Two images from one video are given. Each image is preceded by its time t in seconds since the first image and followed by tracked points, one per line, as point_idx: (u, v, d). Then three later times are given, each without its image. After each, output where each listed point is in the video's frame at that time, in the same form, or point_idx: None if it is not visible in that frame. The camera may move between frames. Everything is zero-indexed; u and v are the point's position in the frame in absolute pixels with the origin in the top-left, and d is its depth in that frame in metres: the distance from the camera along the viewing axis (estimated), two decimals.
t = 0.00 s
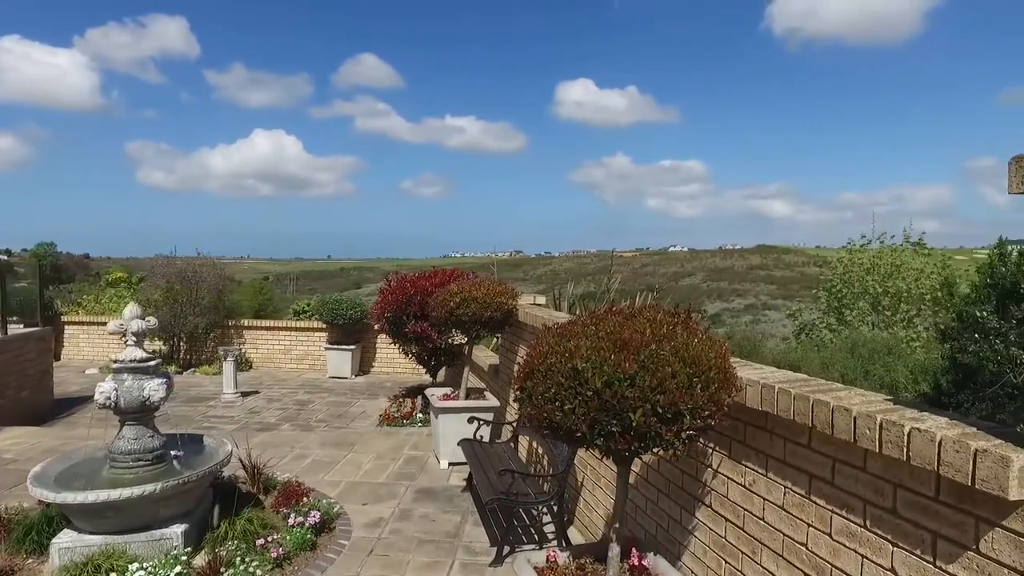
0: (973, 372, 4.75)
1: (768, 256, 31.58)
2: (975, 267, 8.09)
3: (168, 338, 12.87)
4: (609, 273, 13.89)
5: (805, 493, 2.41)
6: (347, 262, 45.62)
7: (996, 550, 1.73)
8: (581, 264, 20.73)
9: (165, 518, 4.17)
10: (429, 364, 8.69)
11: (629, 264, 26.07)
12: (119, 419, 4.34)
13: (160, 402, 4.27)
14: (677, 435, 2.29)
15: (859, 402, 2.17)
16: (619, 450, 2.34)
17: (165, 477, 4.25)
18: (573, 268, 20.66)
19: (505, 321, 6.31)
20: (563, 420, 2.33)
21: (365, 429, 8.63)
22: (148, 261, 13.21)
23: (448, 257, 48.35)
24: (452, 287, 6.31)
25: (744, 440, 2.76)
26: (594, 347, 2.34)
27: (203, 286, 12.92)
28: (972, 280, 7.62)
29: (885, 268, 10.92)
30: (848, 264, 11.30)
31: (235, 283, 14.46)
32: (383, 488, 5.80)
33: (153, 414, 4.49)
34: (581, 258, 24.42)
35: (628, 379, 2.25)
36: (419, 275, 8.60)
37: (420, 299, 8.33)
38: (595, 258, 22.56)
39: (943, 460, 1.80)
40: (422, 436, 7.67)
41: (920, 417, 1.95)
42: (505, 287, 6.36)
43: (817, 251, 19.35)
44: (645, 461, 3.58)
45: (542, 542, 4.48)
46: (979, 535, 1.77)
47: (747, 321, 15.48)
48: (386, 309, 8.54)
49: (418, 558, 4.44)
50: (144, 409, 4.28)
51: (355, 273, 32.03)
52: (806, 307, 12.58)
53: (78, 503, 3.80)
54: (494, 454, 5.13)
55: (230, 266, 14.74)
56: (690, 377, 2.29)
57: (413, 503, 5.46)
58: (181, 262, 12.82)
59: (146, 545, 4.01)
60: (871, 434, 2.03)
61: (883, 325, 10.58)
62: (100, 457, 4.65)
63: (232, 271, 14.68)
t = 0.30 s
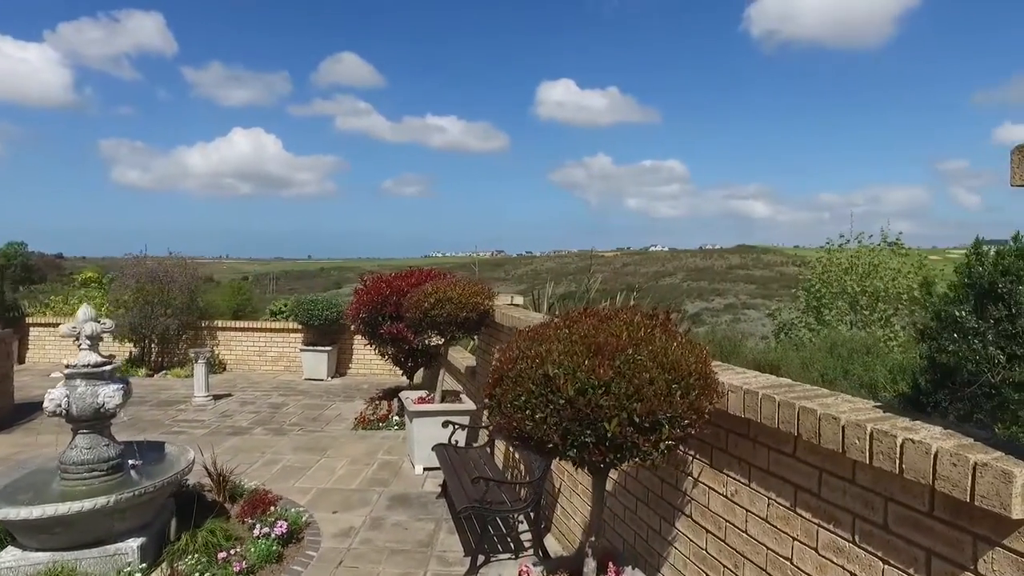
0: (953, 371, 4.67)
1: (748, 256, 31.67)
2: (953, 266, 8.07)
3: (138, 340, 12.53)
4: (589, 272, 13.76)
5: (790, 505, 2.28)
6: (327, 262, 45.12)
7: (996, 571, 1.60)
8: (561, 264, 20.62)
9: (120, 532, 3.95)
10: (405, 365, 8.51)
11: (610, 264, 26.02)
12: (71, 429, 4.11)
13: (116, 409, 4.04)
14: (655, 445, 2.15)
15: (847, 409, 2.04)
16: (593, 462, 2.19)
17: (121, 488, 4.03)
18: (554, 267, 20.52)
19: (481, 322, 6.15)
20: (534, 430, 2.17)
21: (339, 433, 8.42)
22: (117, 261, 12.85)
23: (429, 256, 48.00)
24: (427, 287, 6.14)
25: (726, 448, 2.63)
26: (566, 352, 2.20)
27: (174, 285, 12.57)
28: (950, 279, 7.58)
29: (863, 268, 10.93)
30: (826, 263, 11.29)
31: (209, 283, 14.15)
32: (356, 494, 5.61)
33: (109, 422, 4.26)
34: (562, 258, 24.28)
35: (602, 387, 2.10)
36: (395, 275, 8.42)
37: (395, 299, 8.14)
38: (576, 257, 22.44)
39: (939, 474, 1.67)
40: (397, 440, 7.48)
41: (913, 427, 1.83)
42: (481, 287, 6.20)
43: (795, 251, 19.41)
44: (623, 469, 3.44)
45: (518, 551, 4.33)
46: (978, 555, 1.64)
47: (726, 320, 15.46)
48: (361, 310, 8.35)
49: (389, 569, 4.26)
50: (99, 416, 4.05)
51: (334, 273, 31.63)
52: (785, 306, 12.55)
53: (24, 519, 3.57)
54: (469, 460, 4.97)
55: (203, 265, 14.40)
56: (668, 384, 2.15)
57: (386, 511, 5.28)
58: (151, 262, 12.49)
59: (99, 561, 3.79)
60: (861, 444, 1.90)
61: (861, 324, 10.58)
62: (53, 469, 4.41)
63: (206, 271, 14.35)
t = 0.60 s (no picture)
0: (930, 371, 4.59)
1: (728, 256, 31.75)
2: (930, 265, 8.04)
3: (108, 342, 12.21)
4: (570, 272, 13.65)
5: (771, 519, 2.17)
6: (306, 261, 44.63)
7: None
8: (542, 263, 20.51)
9: (72, 547, 3.75)
10: (382, 367, 8.34)
11: (591, 263, 25.97)
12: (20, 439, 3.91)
13: (68, 418, 3.85)
14: (629, 459, 2.02)
15: (831, 419, 1.93)
16: (564, 476, 2.06)
17: (72, 502, 3.84)
18: (535, 266, 20.38)
19: (456, 323, 6.02)
20: (501, 443, 2.04)
21: (314, 437, 8.23)
22: (86, 261, 12.51)
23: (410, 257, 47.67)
24: (400, 288, 5.99)
25: (704, 458, 2.51)
26: (535, 359, 2.06)
27: (145, 285, 12.22)
28: (928, 279, 7.55)
29: (842, 267, 10.92)
30: (806, 264, 11.28)
31: (182, 283, 13.85)
32: (327, 502, 5.44)
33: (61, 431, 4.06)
34: (543, 257, 24.16)
35: (573, 397, 1.97)
36: (371, 276, 8.25)
37: (371, 301, 7.98)
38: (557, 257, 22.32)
39: (928, 491, 1.56)
40: (372, 444, 7.32)
41: (901, 439, 1.72)
42: (456, 288, 6.06)
43: (774, 251, 19.47)
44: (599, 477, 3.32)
45: (492, 561, 4.19)
46: None
47: (706, 320, 15.45)
48: (336, 311, 8.18)
49: None
50: (49, 426, 3.86)
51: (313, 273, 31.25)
52: (764, 306, 12.53)
53: None
54: (443, 466, 4.83)
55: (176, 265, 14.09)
56: (643, 393, 2.03)
57: (358, 519, 5.13)
58: (121, 261, 12.18)
59: None
60: (846, 458, 1.79)
61: (839, 323, 10.55)
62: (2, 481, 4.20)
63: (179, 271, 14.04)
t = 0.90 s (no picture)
0: (909, 372, 4.47)
1: (708, 256, 31.85)
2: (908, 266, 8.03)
3: (76, 345, 11.89)
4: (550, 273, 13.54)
5: (752, 534, 2.05)
6: (285, 261, 44.12)
7: None
8: (522, 263, 20.39)
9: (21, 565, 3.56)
10: (359, 370, 8.17)
11: (572, 263, 25.89)
12: None
13: (16, 427, 3.66)
14: (603, 472, 1.90)
15: (816, 429, 1.83)
16: (534, 492, 1.93)
17: (21, 517, 3.64)
18: (516, 266, 20.26)
19: (430, 326, 5.88)
20: (466, 457, 1.91)
21: (287, 442, 8.04)
22: (53, 261, 12.17)
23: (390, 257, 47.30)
24: (374, 289, 5.84)
25: (683, 468, 2.39)
26: (503, 367, 1.94)
27: (114, 286, 11.89)
28: (906, 279, 7.53)
29: (820, 267, 10.91)
30: (785, 263, 11.27)
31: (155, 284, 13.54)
32: (297, 510, 5.27)
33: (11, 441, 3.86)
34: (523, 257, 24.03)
35: (542, 408, 1.85)
36: (347, 277, 8.08)
37: (346, 302, 7.81)
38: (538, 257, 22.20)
39: (921, 510, 1.45)
40: (346, 449, 7.15)
41: (890, 452, 1.61)
42: (431, 289, 5.92)
43: (754, 250, 19.53)
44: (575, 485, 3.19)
45: (466, 571, 4.06)
46: None
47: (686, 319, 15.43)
48: (311, 313, 8.01)
49: None
50: None
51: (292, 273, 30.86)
52: (744, 306, 12.52)
53: None
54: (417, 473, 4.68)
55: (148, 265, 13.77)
56: (618, 403, 1.91)
57: (329, 528, 4.96)
58: (90, 262, 11.86)
59: None
60: (832, 472, 1.68)
61: (818, 323, 10.53)
62: None
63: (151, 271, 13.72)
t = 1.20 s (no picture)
0: (887, 373, 4.34)
1: (687, 256, 31.92)
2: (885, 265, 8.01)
3: (41, 349, 11.53)
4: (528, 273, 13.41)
5: (732, 555, 1.93)
6: (262, 262, 43.53)
7: None
8: (502, 264, 20.24)
9: None
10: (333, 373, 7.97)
11: (552, 263, 25.78)
12: None
13: None
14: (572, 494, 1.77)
15: (800, 446, 1.70)
16: (498, 515, 1.79)
17: None
18: (495, 267, 20.09)
19: (402, 330, 5.72)
20: (424, 477, 1.77)
21: (258, 448, 7.81)
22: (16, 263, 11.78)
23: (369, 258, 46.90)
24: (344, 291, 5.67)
25: (659, 482, 2.27)
26: (463, 380, 1.80)
27: (79, 289, 11.55)
28: (883, 279, 7.50)
29: (798, 267, 10.90)
30: (763, 263, 11.24)
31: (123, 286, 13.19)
32: (264, 521, 5.07)
33: None
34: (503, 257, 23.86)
35: (505, 425, 1.71)
36: (319, 278, 7.88)
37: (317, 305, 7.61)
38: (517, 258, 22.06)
39: (916, 539, 1.32)
40: (318, 455, 6.96)
41: (880, 472, 1.49)
42: (403, 292, 5.77)
43: (733, 250, 19.57)
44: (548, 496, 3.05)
45: None
46: None
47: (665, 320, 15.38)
48: (282, 316, 7.80)
49: None
50: None
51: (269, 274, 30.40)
52: (722, 306, 12.48)
53: None
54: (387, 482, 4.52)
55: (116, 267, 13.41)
56: (588, 418, 1.78)
57: (296, 539, 4.78)
58: (55, 264, 11.50)
59: None
60: (817, 493, 1.55)
61: (796, 323, 10.50)
62: None
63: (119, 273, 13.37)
